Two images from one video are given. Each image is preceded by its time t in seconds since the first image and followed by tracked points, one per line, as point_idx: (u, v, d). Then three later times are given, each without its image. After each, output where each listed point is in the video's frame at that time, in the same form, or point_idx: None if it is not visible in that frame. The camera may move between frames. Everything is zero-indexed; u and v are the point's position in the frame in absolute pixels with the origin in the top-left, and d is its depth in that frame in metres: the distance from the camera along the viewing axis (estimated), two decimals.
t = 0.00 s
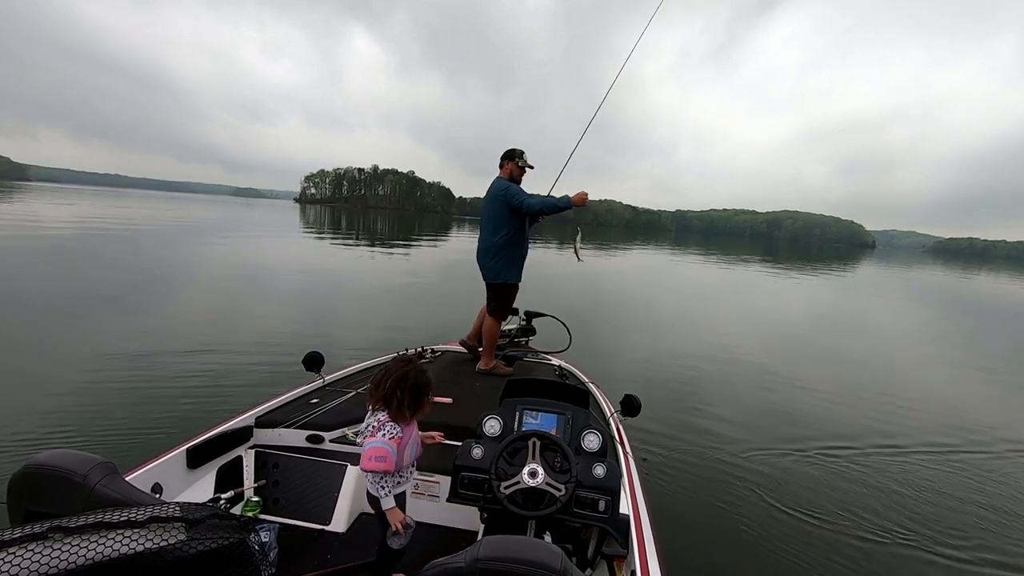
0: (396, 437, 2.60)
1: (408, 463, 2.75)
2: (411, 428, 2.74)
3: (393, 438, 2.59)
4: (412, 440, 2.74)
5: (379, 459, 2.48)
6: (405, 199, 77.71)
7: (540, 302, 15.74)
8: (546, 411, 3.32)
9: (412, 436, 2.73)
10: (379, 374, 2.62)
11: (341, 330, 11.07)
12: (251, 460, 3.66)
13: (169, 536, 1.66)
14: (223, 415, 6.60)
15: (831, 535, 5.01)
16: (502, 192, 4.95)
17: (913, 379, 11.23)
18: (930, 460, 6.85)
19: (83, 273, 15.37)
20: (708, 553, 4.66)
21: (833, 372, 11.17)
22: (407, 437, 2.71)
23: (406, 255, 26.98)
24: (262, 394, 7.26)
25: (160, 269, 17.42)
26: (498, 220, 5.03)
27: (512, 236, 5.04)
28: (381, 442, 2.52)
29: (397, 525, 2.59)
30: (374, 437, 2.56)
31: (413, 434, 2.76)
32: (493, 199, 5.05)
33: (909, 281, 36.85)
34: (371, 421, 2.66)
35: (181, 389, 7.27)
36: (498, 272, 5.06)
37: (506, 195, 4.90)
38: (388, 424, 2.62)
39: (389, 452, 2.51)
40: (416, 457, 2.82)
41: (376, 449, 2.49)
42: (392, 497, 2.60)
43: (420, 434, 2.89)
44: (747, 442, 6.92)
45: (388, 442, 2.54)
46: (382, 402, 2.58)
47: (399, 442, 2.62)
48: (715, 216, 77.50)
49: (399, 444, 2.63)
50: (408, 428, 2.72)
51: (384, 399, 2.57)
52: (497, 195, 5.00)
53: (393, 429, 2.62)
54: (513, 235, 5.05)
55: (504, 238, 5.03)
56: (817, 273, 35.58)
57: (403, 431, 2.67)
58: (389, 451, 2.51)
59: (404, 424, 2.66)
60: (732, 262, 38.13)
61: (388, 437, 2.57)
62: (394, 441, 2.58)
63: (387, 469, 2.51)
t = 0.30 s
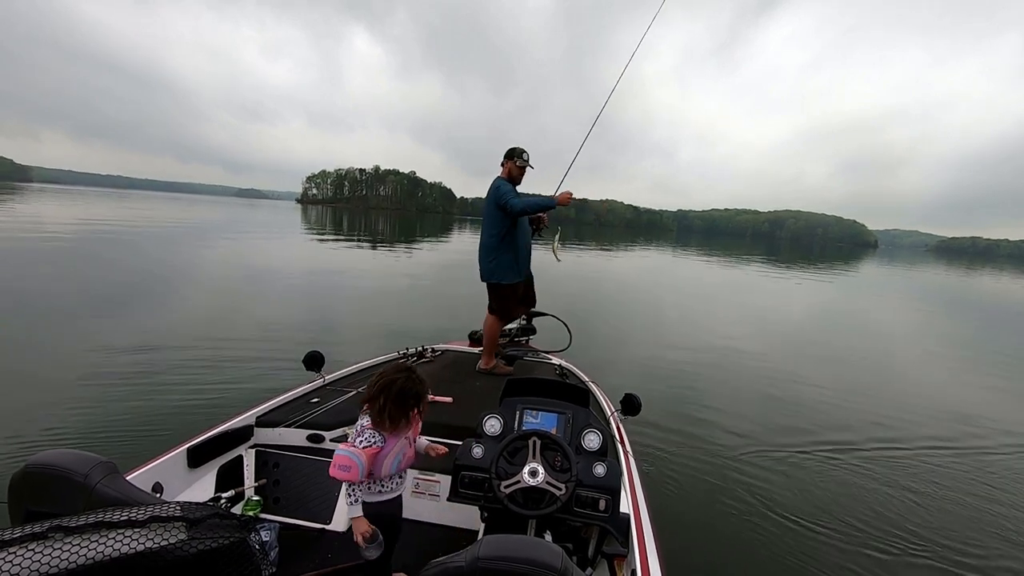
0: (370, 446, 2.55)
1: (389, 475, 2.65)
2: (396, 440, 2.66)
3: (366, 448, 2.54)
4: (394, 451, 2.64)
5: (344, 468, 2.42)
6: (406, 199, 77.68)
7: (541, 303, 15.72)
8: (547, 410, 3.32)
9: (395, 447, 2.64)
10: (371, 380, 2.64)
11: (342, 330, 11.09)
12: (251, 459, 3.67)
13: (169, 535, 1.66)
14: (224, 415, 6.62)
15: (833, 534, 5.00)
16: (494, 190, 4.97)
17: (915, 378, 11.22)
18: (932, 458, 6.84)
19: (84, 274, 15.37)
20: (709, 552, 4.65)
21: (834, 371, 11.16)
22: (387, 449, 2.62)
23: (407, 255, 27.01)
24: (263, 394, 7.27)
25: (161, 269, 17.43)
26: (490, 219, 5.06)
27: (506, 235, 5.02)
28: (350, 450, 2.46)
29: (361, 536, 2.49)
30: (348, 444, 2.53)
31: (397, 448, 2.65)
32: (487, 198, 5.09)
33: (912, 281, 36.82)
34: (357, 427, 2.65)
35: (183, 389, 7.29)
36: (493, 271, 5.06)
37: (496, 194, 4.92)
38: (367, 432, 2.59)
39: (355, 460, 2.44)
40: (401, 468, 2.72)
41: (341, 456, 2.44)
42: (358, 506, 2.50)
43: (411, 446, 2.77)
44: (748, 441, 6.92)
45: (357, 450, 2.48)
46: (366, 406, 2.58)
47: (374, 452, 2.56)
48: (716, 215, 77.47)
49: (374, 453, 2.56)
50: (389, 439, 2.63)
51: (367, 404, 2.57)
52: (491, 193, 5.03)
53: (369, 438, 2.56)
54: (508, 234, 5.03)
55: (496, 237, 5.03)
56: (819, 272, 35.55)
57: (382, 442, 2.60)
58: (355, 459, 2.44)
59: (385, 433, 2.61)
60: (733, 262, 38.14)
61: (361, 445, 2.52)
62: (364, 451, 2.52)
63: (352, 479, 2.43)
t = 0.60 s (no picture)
0: (356, 443, 2.56)
1: (375, 475, 2.63)
2: (385, 441, 2.63)
3: (351, 444, 2.55)
4: (382, 452, 2.60)
5: (322, 459, 2.46)
6: (407, 200, 77.77)
7: (543, 303, 15.72)
8: (547, 409, 3.32)
9: (384, 448, 2.61)
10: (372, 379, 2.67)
11: (343, 331, 11.10)
12: (252, 458, 3.67)
13: (171, 534, 1.67)
14: (225, 415, 6.63)
15: (836, 533, 4.99)
16: (493, 190, 5.02)
17: (917, 378, 11.20)
18: (934, 457, 6.82)
19: (86, 275, 15.40)
20: (710, 551, 4.64)
21: (836, 371, 11.15)
22: (373, 451, 2.60)
23: (409, 256, 27.04)
24: (265, 394, 7.28)
25: (162, 271, 17.46)
26: (490, 219, 5.11)
27: (501, 235, 5.01)
28: (333, 443, 2.49)
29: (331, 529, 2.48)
30: (337, 438, 2.58)
31: (384, 450, 2.61)
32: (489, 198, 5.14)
33: (914, 280, 36.76)
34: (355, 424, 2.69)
35: (185, 389, 7.31)
36: (489, 271, 5.13)
37: (493, 194, 4.97)
38: (357, 429, 2.61)
39: (334, 453, 2.46)
40: (389, 472, 2.66)
41: (323, 448, 2.49)
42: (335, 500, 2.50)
43: (403, 452, 2.69)
44: (749, 440, 6.91)
45: (339, 443, 2.50)
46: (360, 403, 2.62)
47: (359, 449, 2.56)
48: (717, 215, 77.44)
49: (359, 451, 2.56)
50: (377, 441, 2.62)
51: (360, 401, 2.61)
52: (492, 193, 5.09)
53: (357, 435, 2.58)
54: (503, 234, 5.01)
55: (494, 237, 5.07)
56: (821, 272, 35.50)
57: (369, 442, 2.59)
58: (334, 452, 2.47)
59: (373, 433, 2.60)
60: (735, 262, 38.11)
61: (347, 441, 2.55)
62: (347, 447, 2.53)
63: (328, 472, 2.46)
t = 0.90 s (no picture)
0: (365, 429, 2.63)
1: (379, 468, 2.64)
2: (390, 435, 2.64)
3: (361, 430, 2.63)
4: (386, 445, 2.62)
5: (334, 436, 2.60)
6: (408, 202, 77.90)
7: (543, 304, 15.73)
8: (547, 409, 3.32)
9: (388, 441, 2.62)
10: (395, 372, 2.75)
11: (344, 332, 11.13)
12: (251, 459, 3.67)
13: (170, 535, 1.67)
14: (226, 415, 6.65)
15: (837, 533, 4.97)
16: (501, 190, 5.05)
17: (918, 378, 11.19)
18: (936, 456, 6.80)
19: (88, 277, 15.47)
20: (711, 551, 4.63)
21: (837, 371, 11.14)
22: (379, 442, 2.63)
23: (410, 257, 27.08)
24: (265, 395, 7.30)
25: (164, 273, 17.52)
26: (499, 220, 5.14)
27: (506, 234, 5.02)
28: (346, 425, 2.59)
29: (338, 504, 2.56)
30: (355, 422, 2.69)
31: (387, 444, 2.62)
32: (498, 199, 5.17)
33: (915, 280, 36.72)
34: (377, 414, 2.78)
35: (185, 390, 7.33)
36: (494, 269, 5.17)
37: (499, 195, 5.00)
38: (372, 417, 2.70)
39: (343, 434, 2.57)
40: (389, 468, 2.64)
41: (339, 427, 2.63)
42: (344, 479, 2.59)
43: (407, 453, 2.63)
44: (749, 440, 6.90)
45: (351, 426, 2.60)
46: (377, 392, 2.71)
47: (366, 438, 2.61)
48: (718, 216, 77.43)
49: (366, 439, 2.62)
50: (385, 432, 2.65)
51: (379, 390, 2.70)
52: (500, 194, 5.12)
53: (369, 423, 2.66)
54: (511, 234, 5.02)
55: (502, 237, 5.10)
56: (822, 272, 35.47)
57: (377, 431, 2.64)
58: (344, 433, 2.58)
59: (381, 423, 2.65)
60: (736, 262, 38.10)
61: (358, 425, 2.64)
62: (356, 431, 2.61)
63: (336, 450, 2.57)
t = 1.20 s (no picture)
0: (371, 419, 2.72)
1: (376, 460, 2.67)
2: (391, 427, 2.69)
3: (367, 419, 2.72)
4: (384, 437, 2.66)
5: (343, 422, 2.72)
6: (410, 203, 77.98)
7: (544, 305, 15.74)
8: (545, 410, 3.32)
9: (387, 433, 2.67)
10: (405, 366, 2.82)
11: (344, 333, 11.15)
12: (249, 457, 3.67)
13: (166, 533, 1.67)
14: (226, 415, 6.65)
15: (835, 532, 4.96)
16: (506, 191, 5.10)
17: (920, 378, 11.16)
18: (936, 455, 6.77)
19: (91, 279, 15.53)
20: (710, 552, 4.62)
21: (838, 371, 11.11)
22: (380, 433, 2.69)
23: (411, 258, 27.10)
24: (265, 395, 7.30)
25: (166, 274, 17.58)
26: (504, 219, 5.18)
27: (509, 233, 5.05)
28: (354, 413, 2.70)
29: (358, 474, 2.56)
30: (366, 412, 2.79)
31: (386, 435, 2.66)
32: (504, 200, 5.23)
33: (919, 280, 36.63)
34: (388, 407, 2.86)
35: (186, 390, 7.33)
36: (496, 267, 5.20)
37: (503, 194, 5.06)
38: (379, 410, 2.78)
39: (350, 420, 2.68)
40: (384, 461, 2.65)
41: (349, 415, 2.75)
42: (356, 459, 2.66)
43: (401, 447, 2.64)
44: (749, 441, 6.89)
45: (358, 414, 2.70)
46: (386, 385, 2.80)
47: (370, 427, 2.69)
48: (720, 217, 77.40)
49: (370, 428, 2.70)
50: (387, 424, 2.71)
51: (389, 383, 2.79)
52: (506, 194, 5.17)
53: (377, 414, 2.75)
54: (514, 232, 5.04)
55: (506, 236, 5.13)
56: (825, 272, 35.38)
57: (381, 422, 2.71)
58: (350, 419, 2.68)
59: (384, 415, 2.71)
60: (738, 262, 38.06)
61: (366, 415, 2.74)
62: (362, 419, 2.70)
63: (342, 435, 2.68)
